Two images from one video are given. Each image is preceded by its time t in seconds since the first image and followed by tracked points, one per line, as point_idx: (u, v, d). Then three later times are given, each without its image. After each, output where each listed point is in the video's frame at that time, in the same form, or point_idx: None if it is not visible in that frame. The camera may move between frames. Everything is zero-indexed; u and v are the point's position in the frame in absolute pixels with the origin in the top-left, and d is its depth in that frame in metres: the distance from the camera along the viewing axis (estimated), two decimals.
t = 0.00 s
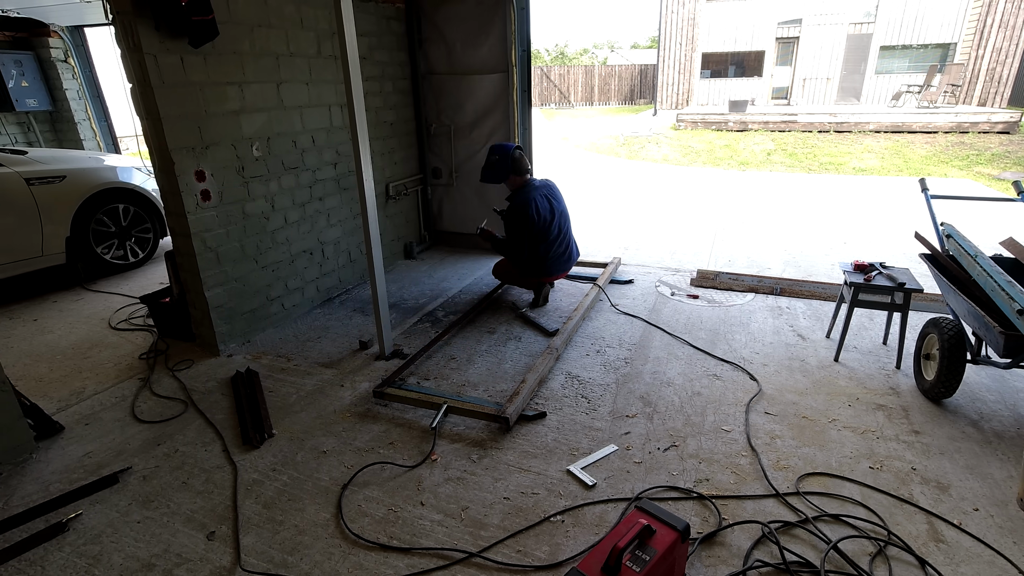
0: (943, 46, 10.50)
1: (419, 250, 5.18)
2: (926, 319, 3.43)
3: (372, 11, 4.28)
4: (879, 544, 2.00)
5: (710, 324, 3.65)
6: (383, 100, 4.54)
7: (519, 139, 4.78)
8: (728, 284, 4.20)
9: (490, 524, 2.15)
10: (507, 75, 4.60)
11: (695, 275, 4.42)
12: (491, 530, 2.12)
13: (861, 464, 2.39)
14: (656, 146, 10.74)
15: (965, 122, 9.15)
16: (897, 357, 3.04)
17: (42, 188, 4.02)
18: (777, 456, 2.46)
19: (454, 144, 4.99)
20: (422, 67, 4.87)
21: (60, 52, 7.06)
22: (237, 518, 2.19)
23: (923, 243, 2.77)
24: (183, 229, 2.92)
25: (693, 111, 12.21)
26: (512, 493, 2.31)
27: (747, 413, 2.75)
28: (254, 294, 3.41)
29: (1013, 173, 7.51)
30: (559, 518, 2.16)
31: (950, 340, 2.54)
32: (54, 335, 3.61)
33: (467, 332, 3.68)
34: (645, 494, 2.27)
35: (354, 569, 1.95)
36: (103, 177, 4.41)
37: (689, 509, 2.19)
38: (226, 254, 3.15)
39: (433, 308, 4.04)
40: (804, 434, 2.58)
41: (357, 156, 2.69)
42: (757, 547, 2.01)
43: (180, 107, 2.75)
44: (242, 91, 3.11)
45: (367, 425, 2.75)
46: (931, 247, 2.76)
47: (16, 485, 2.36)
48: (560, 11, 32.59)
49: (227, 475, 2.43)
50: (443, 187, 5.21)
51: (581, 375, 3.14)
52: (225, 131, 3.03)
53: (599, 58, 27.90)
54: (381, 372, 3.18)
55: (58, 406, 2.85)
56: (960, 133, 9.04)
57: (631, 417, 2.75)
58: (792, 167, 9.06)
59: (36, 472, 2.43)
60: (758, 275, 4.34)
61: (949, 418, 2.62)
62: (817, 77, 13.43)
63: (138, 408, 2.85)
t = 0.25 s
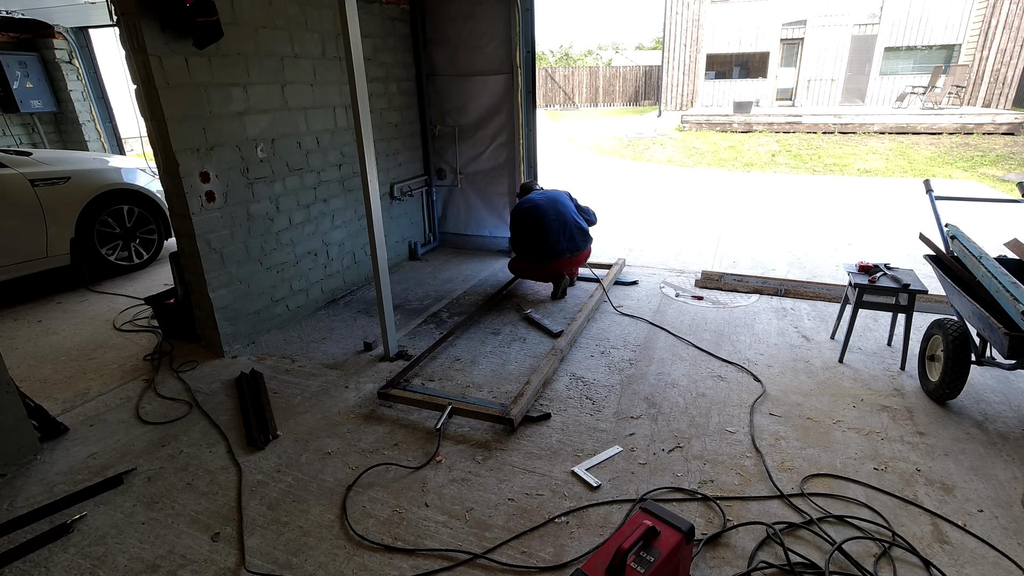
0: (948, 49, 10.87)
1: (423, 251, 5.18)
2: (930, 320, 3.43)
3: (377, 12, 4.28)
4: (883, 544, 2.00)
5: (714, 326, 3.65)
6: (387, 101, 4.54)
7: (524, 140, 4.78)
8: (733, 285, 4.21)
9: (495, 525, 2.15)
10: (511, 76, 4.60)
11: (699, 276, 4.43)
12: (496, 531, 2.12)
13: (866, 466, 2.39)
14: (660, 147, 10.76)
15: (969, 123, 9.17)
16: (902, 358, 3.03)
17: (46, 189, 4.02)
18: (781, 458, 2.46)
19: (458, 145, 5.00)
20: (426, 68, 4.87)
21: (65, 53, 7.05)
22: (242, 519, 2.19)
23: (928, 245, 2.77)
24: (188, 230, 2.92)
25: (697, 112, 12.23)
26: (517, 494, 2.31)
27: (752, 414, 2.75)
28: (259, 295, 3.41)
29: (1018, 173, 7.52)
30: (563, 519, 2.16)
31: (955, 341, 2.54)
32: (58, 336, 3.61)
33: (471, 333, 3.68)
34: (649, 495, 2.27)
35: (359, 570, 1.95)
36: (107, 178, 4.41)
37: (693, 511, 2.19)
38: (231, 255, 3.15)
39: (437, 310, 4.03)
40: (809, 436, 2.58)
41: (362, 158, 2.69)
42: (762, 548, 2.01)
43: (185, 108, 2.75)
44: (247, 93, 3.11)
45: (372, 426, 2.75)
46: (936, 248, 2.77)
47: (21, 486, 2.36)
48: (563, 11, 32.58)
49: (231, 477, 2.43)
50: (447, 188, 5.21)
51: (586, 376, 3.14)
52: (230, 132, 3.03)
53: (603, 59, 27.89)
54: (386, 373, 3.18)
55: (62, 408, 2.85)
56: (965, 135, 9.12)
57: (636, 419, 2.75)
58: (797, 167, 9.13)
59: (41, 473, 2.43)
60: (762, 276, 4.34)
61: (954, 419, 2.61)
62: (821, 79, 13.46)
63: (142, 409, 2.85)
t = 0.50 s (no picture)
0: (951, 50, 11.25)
1: (427, 252, 5.18)
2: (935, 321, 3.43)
3: (381, 13, 4.28)
4: (888, 545, 2.00)
5: (719, 327, 3.65)
6: (391, 102, 4.54)
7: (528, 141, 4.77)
8: (737, 286, 4.21)
9: (499, 527, 2.15)
10: (515, 77, 4.59)
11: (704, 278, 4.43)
12: (500, 532, 2.12)
13: (870, 467, 2.39)
14: (664, 148, 10.77)
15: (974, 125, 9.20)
16: (906, 360, 3.03)
17: (51, 190, 4.02)
18: (786, 459, 2.46)
19: (462, 147, 5.00)
20: (430, 69, 4.87)
21: (70, 55, 7.07)
22: (246, 520, 2.19)
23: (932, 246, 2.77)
24: (193, 231, 2.92)
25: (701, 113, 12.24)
26: (521, 496, 2.31)
27: (757, 415, 2.75)
28: (263, 297, 3.41)
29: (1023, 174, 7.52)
30: (568, 520, 2.16)
31: (960, 342, 2.53)
32: (63, 337, 3.62)
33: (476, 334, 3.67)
34: (654, 497, 2.27)
35: (363, 572, 1.95)
36: (112, 179, 4.41)
37: (698, 512, 2.19)
38: (235, 257, 3.15)
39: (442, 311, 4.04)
40: (814, 437, 2.58)
41: (367, 160, 2.68)
42: (767, 549, 2.02)
43: (189, 110, 2.75)
44: (251, 94, 3.11)
45: (377, 427, 2.75)
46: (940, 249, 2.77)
47: (26, 488, 2.36)
48: (573, 10, 32.44)
49: (236, 478, 2.43)
50: (451, 189, 5.21)
51: (591, 377, 3.14)
52: (234, 133, 3.03)
53: (607, 60, 27.87)
54: (391, 374, 3.18)
55: (67, 409, 2.85)
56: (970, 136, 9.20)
57: (641, 420, 2.75)
58: (801, 167, 9.20)
59: (45, 475, 2.43)
60: (766, 277, 4.34)
61: (958, 420, 2.61)
62: (826, 80, 13.46)
63: (146, 411, 2.85)
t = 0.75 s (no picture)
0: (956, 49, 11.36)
1: (432, 254, 5.18)
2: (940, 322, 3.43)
3: (386, 14, 4.28)
4: (893, 545, 2.00)
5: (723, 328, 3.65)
6: (395, 104, 4.53)
7: (532, 142, 4.77)
8: (742, 287, 4.21)
9: (504, 528, 2.15)
10: (520, 78, 4.59)
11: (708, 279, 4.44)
12: (505, 533, 2.12)
13: (875, 468, 2.40)
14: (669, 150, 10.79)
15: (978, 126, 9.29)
16: (911, 361, 3.03)
17: (55, 191, 4.02)
18: (790, 460, 2.46)
19: (466, 148, 5.00)
20: (434, 70, 4.87)
21: (74, 56, 7.05)
22: (251, 521, 2.19)
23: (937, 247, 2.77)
24: (197, 233, 2.92)
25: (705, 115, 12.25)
26: (525, 497, 2.31)
27: (761, 416, 2.75)
28: (267, 298, 3.41)
29: None
30: (572, 521, 2.17)
31: (965, 343, 2.53)
32: (67, 339, 3.62)
33: (480, 336, 3.67)
34: (659, 498, 2.27)
35: (368, 573, 1.95)
36: (116, 180, 4.41)
37: (703, 513, 2.19)
38: (240, 258, 3.15)
39: (446, 312, 4.04)
40: (819, 438, 2.58)
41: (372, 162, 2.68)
42: (771, 550, 2.02)
43: (194, 111, 2.75)
44: (256, 95, 3.11)
45: (382, 428, 2.75)
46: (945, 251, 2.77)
47: (31, 489, 2.36)
48: (576, 11, 32.48)
49: (240, 479, 2.43)
50: (455, 191, 5.21)
51: (595, 379, 3.14)
52: (239, 135, 3.03)
53: (611, 61, 27.87)
54: (395, 376, 3.18)
55: (72, 410, 2.85)
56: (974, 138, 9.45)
57: (645, 421, 2.75)
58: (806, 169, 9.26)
59: (50, 476, 2.44)
60: (771, 279, 4.35)
61: (963, 421, 2.61)
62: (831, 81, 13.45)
63: (150, 412, 2.85)
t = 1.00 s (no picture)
0: (960, 52, 12.18)
1: (436, 255, 5.18)
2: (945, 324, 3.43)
3: (390, 15, 4.27)
4: (896, 546, 2.00)
5: (728, 329, 3.65)
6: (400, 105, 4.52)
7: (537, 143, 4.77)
8: (746, 288, 4.21)
9: (509, 529, 2.15)
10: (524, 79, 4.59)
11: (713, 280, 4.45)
12: (509, 534, 2.12)
13: (879, 469, 2.40)
14: (674, 151, 10.79)
15: (983, 127, 9.61)
16: (916, 362, 3.03)
17: (59, 192, 4.02)
18: (795, 461, 2.47)
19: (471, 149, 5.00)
20: (439, 72, 4.87)
21: (79, 57, 7.08)
22: (255, 523, 2.19)
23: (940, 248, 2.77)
24: (202, 234, 2.92)
25: (710, 116, 12.25)
26: (530, 498, 2.31)
27: (766, 417, 2.75)
28: (272, 299, 3.41)
29: None
30: (577, 523, 2.17)
31: (968, 344, 2.53)
32: (72, 340, 3.62)
33: (484, 337, 3.67)
34: (664, 499, 2.27)
35: (373, 573, 1.95)
36: (120, 181, 4.41)
37: (707, 515, 2.19)
38: (244, 259, 3.15)
39: (450, 313, 4.04)
40: (823, 439, 2.58)
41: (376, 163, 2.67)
42: (776, 551, 2.02)
43: (199, 112, 2.75)
44: (261, 96, 3.11)
45: (386, 429, 2.75)
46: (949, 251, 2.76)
47: (35, 490, 2.36)
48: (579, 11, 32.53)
49: (245, 480, 2.43)
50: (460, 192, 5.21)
51: (600, 380, 3.14)
52: (243, 136, 3.03)
53: (617, 62, 27.79)
54: (399, 377, 3.17)
55: (76, 411, 2.85)
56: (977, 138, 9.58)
57: (649, 422, 2.75)
58: (811, 171, 9.07)
59: (55, 477, 2.43)
60: (776, 280, 4.35)
61: (968, 423, 2.61)
62: (835, 83, 13.45)
63: (155, 413, 2.85)
